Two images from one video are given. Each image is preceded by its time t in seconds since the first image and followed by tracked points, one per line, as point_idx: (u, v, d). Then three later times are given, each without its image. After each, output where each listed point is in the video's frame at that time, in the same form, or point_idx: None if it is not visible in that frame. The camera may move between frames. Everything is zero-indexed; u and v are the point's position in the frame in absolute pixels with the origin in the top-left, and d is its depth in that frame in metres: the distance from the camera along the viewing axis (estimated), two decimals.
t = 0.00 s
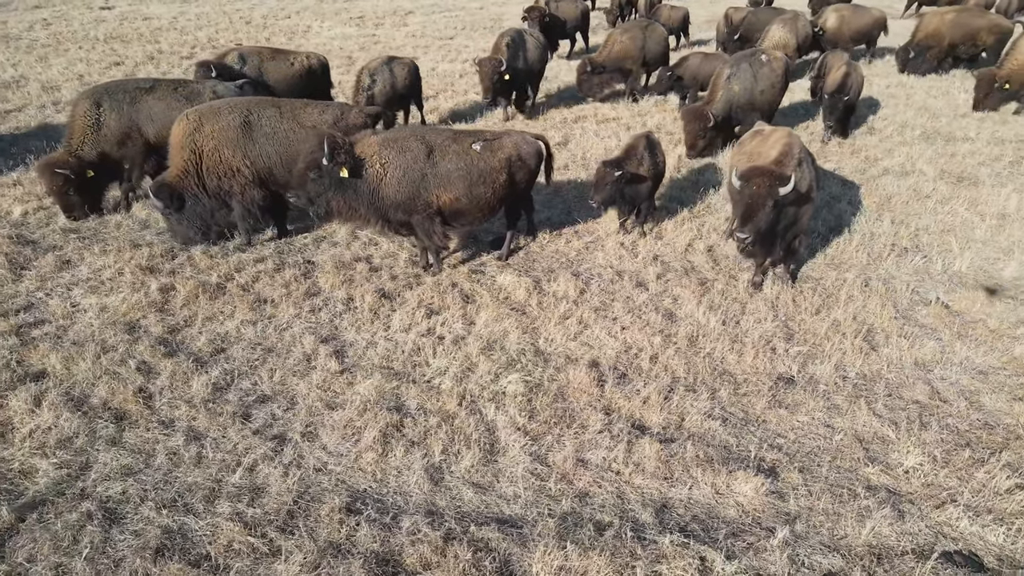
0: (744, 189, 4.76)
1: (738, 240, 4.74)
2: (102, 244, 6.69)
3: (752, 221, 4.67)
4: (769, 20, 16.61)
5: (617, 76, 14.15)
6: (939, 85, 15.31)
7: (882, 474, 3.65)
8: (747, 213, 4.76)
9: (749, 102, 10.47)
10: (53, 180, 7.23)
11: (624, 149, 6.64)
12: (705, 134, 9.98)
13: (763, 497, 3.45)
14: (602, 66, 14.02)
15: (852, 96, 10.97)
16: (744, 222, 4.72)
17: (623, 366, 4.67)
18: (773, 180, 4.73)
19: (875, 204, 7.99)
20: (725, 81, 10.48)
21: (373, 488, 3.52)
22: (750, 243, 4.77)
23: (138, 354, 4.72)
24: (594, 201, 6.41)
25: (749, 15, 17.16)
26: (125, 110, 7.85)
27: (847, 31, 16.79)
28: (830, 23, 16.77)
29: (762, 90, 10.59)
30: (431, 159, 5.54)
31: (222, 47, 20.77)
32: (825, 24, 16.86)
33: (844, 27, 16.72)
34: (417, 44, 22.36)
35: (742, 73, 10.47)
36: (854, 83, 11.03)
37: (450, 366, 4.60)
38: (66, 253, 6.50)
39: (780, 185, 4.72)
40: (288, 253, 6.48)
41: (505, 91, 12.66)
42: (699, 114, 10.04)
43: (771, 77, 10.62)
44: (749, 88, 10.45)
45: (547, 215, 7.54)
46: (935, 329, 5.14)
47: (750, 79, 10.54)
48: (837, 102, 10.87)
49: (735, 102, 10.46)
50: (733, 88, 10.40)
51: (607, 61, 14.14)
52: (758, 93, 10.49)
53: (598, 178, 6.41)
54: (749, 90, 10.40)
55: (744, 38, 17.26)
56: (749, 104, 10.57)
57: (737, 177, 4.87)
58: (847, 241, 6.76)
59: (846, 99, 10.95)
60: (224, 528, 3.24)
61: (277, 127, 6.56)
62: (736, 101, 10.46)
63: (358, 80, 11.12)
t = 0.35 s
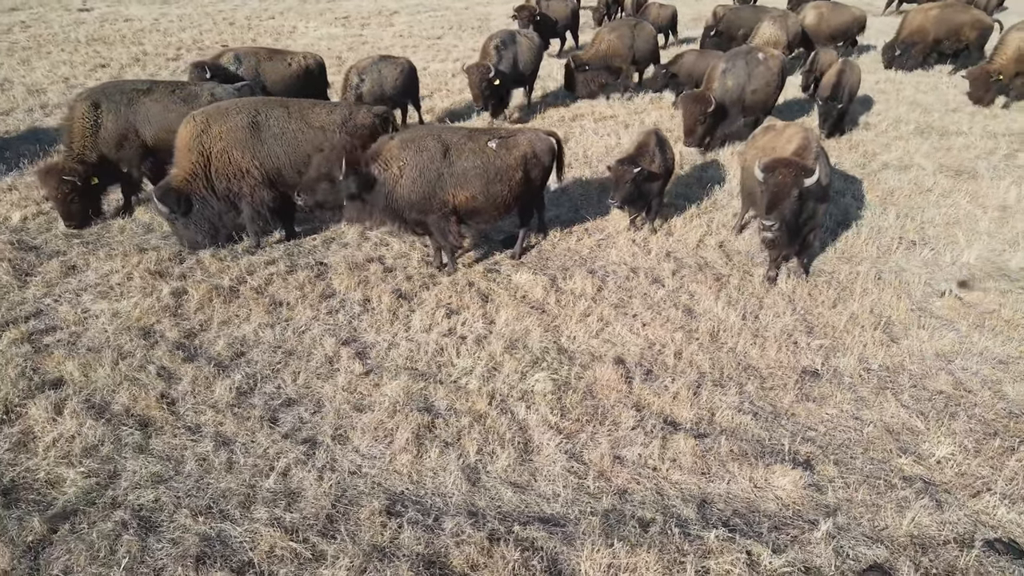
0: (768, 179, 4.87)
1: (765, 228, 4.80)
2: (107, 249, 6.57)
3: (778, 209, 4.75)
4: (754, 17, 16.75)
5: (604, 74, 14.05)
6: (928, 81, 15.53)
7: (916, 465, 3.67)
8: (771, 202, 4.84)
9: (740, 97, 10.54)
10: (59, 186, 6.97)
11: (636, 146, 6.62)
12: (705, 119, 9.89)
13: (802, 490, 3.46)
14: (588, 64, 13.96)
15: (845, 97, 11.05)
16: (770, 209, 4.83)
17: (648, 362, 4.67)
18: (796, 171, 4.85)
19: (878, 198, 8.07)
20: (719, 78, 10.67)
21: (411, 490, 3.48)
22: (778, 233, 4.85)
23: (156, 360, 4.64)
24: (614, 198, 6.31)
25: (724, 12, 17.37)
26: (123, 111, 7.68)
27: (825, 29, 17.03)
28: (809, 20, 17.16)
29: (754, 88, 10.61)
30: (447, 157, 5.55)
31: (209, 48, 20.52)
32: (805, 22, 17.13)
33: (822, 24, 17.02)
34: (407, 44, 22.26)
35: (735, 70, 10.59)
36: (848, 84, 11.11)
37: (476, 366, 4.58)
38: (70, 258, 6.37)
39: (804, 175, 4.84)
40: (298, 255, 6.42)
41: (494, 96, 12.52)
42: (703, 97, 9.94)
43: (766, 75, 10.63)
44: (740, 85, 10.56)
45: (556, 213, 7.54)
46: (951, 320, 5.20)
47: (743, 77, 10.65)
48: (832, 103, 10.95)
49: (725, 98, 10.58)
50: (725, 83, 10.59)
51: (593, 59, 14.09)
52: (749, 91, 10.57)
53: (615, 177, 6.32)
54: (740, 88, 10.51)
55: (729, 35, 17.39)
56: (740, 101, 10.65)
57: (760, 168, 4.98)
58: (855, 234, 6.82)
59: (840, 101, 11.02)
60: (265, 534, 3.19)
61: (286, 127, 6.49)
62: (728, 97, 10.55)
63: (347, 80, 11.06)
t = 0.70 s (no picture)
0: (794, 171, 4.95)
1: (791, 220, 4.95)
2: (114, 254, 6.44)
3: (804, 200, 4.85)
4: (738, 14, 16.86)
5: (585, 71, 14.39)
6: (915, 76, 15.78)
7: (952, 453, 3.72)
8: (796, 193, 4.94)
9: (734, 91, 10.55)
10: (68, 196, 6.75)
11: (651, 143, 6.56)
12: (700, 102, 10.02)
13: (844, 480, 3.49)
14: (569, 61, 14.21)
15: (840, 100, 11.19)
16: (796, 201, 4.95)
17: (676, 357, 4.69)
18: (821, 162, 4.94)
19: (882, 191, 8.18)
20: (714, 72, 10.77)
21: (456, 490, 3.46)
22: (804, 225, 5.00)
23: (180, 364, 4.56)
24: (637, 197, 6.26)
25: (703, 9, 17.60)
26: (121, 115, 7.43)
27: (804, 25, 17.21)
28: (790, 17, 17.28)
29: (749, 82, 10.60)
30: (469, 154, 5.58)
31: (195, 50, 20.26)
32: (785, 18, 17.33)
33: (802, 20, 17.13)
34: (396, 44, 22.14)
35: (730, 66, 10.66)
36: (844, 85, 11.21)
37: (505, 364, 4.56)
38: (77, 263, 6.24)
39: (828, 167, 4.93)
40: (312, 256, 6.35)
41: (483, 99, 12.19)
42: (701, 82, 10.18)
43: (761, 72, 10.66)
44: (734, 80, 10.62)
45: (566, 211, 7.55)
46: (968, 310, 5.28)
47: (737, 73, 10.71)
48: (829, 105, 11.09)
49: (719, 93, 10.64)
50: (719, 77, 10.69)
51: (575, 57, 14.31)
52: (743, 86, 10.59)
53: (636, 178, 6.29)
54: (734, 83, 10.55)
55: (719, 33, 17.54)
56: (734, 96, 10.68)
57: (785, 160, 5.06)
58: (865, 227, 6.90)
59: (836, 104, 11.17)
60: (314, 538, 3.15)
61: (298, 127, 6.46)
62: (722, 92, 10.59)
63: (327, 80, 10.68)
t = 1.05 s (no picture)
0: (813, 165, 5.01)
1: (810, 213, 5.07)
2: (120, 258, 6.34)
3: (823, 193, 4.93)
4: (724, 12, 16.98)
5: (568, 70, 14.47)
6: (903, 71, 15.98)
7: (982, 442, 3.77)
8: (815, 186, 5.01)
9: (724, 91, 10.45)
10: (69, 203, 6.60)
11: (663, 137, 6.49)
12: (685, 100, 9.95)
13: (880, 471, 3.52)
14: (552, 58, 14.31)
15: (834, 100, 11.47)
16: (815, 195, 5.02)
17: (700, 352, 4.70)
18: (840, 157, 5.01)
19: (884, 185, 8.27)
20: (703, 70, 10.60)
21: (495, 489, 3.45)
22: (821, 218, 5.12)
23: (201, 369, 4.49)
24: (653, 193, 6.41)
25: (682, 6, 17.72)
26: (122, 117, 7.20)
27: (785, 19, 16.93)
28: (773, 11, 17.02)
29: (739, 81, 10.51)
30: (485, 150, 5.73)
31: (181, 52, 19.99)
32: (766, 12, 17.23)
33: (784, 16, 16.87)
34: (384, 44, 22.00)
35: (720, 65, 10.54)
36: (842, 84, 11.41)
37: (531, 362, 4.55)
38: (84, 268, 6.12)
39: (846, 161, 5.01)
40: (323, 258, 6.29)
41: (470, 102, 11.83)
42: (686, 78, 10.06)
43: (750, 72, 10.59)
44: (724, 78, 10.49)
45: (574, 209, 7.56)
46: (982, 301, 5.36)
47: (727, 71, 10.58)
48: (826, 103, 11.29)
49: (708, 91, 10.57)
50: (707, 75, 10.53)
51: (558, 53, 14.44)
52: (733, 85, 10.48)
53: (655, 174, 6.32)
54: (724, 81, 10.42)
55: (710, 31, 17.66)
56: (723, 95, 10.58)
57: (804, 153, 5.11)
58: (871, 221, 6.98)
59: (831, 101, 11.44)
60: (357, 540, 3.12)
61: (307, 129, 6.41)
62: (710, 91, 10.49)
63: (307, 75, 10.49)
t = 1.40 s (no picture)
0: (831, 158, 5.10)
1: (830, 207, 5.19)
2: (127, 262, 6.22)
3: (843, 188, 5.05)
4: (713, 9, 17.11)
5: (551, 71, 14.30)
6: (891, 66, 16.22)
7: (1012, 429, 3.82)
8: (834, 180, 5.10)
9: (706, 91, 10.47)
10: (60, 212, 6.52)
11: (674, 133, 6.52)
12: (663, 98, 9.83)
13: (916, 460, 3.55)
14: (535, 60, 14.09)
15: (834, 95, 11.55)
16: (835, 189, 5.12)
17: (725, 346, 4.73)
18: (858, 151, 5.09)
19: (885, 178, 8.38)
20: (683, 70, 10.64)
21: (538, 487, 3.44)
22: (841, 211, 5.23)
23: (225, 373, 4.42)
24: (670, 187, 6.38)
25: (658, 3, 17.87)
26: (123, 120, 6.97)
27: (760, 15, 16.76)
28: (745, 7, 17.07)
29: (721, 80, 10.51)
30: (497, 148, 5.57)
31: (165, 54, 19.70)
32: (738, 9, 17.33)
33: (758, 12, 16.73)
34: (371, 45, 21.85)
35: (701, 64, 10.57)
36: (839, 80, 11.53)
37: (558, 360, 4.54)
38: (91, 273, 6.00)
39: (864, 155, 5.09)
40: (336, 259, 6.23)
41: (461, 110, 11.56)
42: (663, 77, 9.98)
43: (732, 70, 10.60)
44: (706, 77, 10.51)
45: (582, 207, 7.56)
46: (994, 291, 5.45)
47: (708, 70, 10.61)
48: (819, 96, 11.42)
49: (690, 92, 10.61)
50: (689, 75, 10.55)
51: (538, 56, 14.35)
52: (716, 84, 10.49)
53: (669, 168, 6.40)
54: (706, 81, 10.44)
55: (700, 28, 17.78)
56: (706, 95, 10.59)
57: (821, 147, 5.18)
58: (878, 214, 7.07)
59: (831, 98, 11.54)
60: (405, 543, 3.09)
61: (315, 129, 6.32)
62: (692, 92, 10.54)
63: (287, 79, 10.35)
